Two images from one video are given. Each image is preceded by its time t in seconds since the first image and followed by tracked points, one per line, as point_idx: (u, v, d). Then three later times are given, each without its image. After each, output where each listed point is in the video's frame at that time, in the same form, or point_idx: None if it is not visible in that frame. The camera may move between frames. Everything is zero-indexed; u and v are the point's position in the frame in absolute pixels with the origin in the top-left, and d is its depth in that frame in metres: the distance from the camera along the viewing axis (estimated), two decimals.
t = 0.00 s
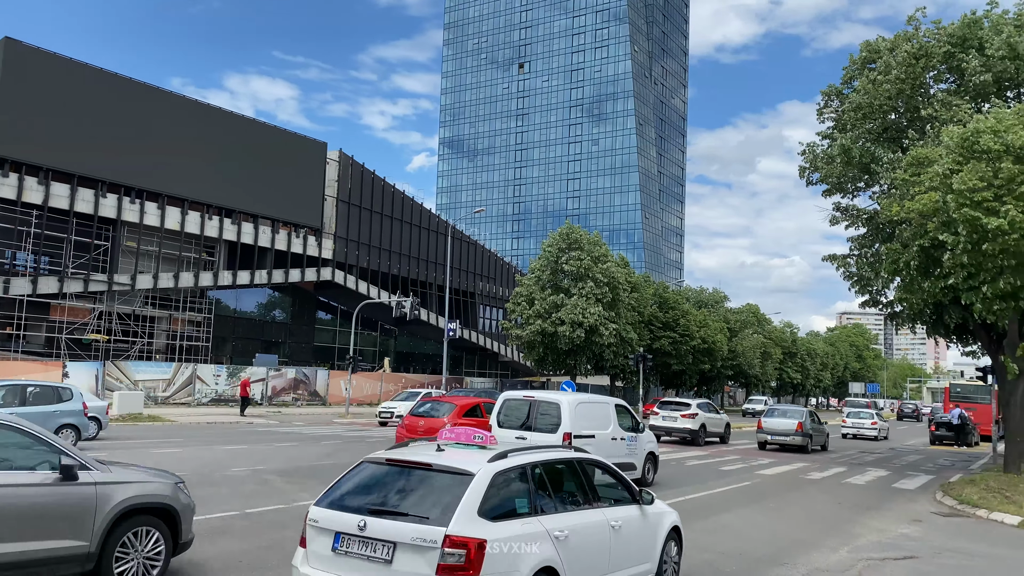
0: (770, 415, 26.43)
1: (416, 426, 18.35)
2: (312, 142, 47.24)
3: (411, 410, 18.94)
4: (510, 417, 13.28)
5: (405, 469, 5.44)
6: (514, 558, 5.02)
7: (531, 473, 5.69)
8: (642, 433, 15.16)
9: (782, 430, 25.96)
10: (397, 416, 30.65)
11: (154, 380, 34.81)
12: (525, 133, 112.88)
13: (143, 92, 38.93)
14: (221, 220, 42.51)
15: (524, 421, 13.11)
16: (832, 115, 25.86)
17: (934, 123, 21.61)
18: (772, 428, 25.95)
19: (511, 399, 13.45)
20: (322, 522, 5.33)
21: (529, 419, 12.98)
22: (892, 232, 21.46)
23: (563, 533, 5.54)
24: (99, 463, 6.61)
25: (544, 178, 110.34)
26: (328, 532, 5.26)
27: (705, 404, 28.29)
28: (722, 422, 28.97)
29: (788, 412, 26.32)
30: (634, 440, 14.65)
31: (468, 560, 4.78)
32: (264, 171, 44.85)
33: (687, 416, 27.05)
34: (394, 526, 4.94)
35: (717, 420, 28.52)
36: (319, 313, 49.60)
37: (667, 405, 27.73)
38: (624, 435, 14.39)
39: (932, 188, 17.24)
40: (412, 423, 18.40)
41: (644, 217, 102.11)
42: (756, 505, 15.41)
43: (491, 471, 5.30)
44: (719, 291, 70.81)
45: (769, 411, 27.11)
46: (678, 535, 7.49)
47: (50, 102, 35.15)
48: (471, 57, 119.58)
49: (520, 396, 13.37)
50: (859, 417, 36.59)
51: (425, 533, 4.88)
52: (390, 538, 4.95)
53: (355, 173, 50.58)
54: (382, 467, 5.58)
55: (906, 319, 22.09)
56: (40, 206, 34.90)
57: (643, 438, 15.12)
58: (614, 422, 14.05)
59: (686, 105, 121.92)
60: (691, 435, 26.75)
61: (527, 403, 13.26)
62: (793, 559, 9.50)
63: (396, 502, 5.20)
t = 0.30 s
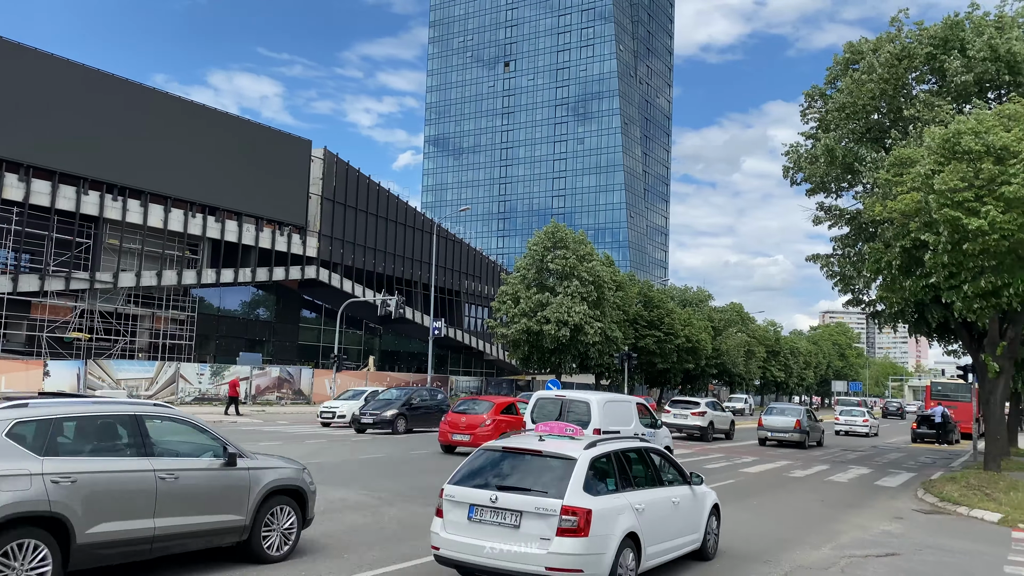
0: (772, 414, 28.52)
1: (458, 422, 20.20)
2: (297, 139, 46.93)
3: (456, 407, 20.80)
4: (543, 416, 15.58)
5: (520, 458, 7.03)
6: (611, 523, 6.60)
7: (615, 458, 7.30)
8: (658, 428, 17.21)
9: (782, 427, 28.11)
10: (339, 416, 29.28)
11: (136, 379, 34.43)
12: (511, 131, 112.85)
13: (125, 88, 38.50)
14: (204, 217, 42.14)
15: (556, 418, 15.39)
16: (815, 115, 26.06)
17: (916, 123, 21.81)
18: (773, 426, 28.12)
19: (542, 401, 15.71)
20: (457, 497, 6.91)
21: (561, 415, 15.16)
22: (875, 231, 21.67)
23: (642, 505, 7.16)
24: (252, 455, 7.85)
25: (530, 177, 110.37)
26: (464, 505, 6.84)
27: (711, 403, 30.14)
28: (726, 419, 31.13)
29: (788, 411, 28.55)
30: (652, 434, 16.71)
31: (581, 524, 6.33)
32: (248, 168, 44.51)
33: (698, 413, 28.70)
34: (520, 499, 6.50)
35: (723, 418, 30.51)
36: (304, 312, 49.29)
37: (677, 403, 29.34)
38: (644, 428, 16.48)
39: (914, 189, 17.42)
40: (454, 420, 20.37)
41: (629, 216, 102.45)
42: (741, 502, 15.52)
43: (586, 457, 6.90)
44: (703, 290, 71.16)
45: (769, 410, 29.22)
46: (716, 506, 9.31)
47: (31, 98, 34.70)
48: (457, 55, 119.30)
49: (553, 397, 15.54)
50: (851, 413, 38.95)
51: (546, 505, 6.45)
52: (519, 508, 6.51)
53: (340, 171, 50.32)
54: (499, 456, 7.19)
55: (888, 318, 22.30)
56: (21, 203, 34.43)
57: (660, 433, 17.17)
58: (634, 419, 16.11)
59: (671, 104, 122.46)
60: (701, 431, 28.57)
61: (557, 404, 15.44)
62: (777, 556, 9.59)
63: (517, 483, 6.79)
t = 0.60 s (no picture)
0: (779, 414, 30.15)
1: (498, 421, 21.63)
2: (287, 138, 46.71)
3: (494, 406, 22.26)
4: (572, 413, 17.41)
5: (593, 448, 8.66)
6: (671, 500, 8.19)
7: (669, 448, 8.91)
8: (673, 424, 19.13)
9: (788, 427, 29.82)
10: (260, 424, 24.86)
11: (124, 379, 34.16)
12: (501, 131, 112.81)
13: (114, 86, 38.20)
14: (193, 216, 41.86)
15: (584, 414, 17.26)
16: (804, 116, 26.22)
17: (905, 124, 21.96)
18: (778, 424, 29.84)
19: (571, 399, 17.63)
20: (543, 480, 8.54)
21: (589, 412, 17.20)
22: (863, 232, 21.79)
23: (693, 487, 8.78)
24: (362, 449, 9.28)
25: (520, 177, 110.37)
26: (549, 487, 8.46)
27: (722, 401, 31.50)
28: (734, 419, 32.66)
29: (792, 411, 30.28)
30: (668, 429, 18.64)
31: (649, 501, 7.93)
32: (238, 167, 44.31)
33: (710, 412, 29.85)
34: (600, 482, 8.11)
35: (732, 416, 32.01)
36: (293, 311, 49.10)
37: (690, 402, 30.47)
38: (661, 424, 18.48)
39: (902, 190, 17.54)
40: (493, 418, 21.69)
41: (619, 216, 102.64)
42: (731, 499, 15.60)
43: (650, 447, 8.50)
44: (693, 290, 71.40)
45: (774, 410, 30.89)
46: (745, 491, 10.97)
47: (18, 96, 34.37)
48: (447, 54, 119.08)
49: (580, 395, 17.53)
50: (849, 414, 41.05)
51: (620, 486, 8.05)
52: (597, 489, 8.13)
53: (330, 170, 50.15)
54: (574, 447, 8.82)
55: (877, 318, 22.43)
56: (8, 202, 34.11)
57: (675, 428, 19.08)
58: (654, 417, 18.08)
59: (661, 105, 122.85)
60: (712, 428, 29.98)
61: (586, 400, 17.38)
62: (765, 554, 9.64)
63: (593, 468, 8.41)
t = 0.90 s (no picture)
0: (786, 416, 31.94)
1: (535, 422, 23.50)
2: (280, 140, 46.63)
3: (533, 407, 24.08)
4: (601, 415, 18.85)
5: (645, 442, 10.34)
6: (713, 487, 9.82)
7: (708, 443, 10.59)
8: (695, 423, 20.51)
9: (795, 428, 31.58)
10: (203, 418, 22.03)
11: (117, 382, 34.01)
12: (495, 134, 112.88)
13: (107, 88, 38.06)
14: (187, 219, 41.71)
15: (612, 416, 18.73)
16: (797, 120, 26.33)
17: (897, 128, 22.06)
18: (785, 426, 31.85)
19: (599, 401, 19.03)
20: (603, 470, 10.21)
21: (617, 414, 18.66)
22: (856, 235, 21.86)
23: (729, 477, 10.41)
24: (439, 444, 10.64)
25: (514, 180, 110.46)
26: (610, 474, 10.13)
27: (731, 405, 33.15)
28: (744, 420, 34.34)
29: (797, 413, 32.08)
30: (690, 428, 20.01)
31: (695, 487, 9.57)
32: (232, 170, 44.24)
33: (723, 414, 31.47)
34: (654, 470, 9.77)
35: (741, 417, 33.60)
36: (287, 314, 48.99)
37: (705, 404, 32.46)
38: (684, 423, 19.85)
39: (895, 193, 17.62)
40: (532, 419, 23.59)
41: (613, 219, 102.83)
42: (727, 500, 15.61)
43: (692, 442, 10.16)
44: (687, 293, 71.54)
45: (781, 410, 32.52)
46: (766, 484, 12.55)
47: (11, 99, 34.19)
48: (441, 57, 119.02)
49: (608, 399, 19.00)
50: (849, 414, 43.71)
51: (672, 474, 9.69)
52: (652, 476, 9.77)
53: (324, 173, 50.09)
54: (629, 441, 10.50)
55: (870, 320, 22.51)
56: None
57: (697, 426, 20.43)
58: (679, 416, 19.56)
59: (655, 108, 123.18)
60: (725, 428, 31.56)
61: (614, 405, 18.82)
62: (760, 557, 9.66)
63: (647, 459, 10.08)
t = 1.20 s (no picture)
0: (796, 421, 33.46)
1: (569, 427, 24.95)
2: (277, 147, 46.63)
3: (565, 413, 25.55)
4: (627, 423, 20.02)
5: (682, 446, 11.75)
6: (743, 485, 11.24)
7: (737, 447, 12.03)
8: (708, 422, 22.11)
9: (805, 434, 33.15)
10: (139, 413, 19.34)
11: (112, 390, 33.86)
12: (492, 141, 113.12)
13: (104, 96, 38.07)
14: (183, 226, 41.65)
15: (636, 423, 19.94)
16: (792, 127, 26.45)
17: (892, 136, 22.19)
18: (794, 433, 33.35)
19: (625, 411, 20.31)
20: (647, 470, 11.63)
21: (642, 421, 19.90)
22: (851, 243, 21.93)
23: (755, 477, 11.86)
24: (499, 448, 12.00)
25: (510, 187, 110.60)
26: (652, 475, 11.54)
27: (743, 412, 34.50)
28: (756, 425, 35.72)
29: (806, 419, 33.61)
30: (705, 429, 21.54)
31: (729, 484, 10.99)
32: (229, 178, 44.26)
33: (738, 421, 32.69)
34: (692, 471, 11.15)
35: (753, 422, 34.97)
36: (283, 321, 48.90)
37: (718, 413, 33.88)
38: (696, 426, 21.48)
39: (890, 201, 17.70)
40: (566, 425, 25.07)
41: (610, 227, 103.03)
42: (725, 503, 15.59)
43: (725, 446, 11.59)
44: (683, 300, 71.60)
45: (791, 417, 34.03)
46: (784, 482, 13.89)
47: (8, 106, 34.17)
48: (437, 65, 119.31)
49: (634, 406, 20.29)
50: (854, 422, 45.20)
51: (708, 474, 11.10)
52: (691, 475, 11.18)
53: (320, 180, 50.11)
54: (666, 445, 11.95)
55: (866, 328, 22.54)
56: None
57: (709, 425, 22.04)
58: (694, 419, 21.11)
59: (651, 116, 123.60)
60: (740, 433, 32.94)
61: (640, 412, 20.08)
62: (757, 565, 9.64)
63: (684, 461, 11.51)
